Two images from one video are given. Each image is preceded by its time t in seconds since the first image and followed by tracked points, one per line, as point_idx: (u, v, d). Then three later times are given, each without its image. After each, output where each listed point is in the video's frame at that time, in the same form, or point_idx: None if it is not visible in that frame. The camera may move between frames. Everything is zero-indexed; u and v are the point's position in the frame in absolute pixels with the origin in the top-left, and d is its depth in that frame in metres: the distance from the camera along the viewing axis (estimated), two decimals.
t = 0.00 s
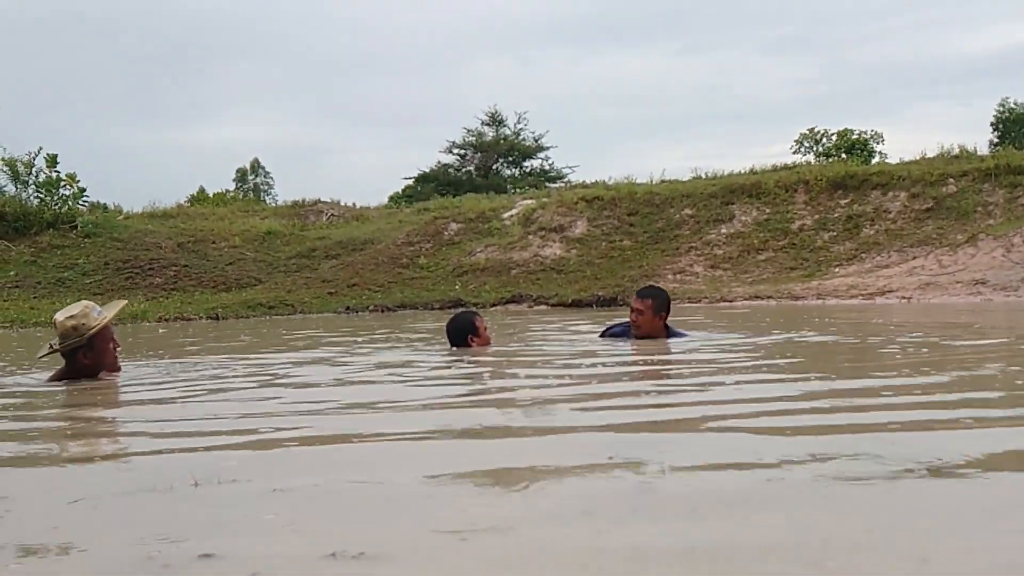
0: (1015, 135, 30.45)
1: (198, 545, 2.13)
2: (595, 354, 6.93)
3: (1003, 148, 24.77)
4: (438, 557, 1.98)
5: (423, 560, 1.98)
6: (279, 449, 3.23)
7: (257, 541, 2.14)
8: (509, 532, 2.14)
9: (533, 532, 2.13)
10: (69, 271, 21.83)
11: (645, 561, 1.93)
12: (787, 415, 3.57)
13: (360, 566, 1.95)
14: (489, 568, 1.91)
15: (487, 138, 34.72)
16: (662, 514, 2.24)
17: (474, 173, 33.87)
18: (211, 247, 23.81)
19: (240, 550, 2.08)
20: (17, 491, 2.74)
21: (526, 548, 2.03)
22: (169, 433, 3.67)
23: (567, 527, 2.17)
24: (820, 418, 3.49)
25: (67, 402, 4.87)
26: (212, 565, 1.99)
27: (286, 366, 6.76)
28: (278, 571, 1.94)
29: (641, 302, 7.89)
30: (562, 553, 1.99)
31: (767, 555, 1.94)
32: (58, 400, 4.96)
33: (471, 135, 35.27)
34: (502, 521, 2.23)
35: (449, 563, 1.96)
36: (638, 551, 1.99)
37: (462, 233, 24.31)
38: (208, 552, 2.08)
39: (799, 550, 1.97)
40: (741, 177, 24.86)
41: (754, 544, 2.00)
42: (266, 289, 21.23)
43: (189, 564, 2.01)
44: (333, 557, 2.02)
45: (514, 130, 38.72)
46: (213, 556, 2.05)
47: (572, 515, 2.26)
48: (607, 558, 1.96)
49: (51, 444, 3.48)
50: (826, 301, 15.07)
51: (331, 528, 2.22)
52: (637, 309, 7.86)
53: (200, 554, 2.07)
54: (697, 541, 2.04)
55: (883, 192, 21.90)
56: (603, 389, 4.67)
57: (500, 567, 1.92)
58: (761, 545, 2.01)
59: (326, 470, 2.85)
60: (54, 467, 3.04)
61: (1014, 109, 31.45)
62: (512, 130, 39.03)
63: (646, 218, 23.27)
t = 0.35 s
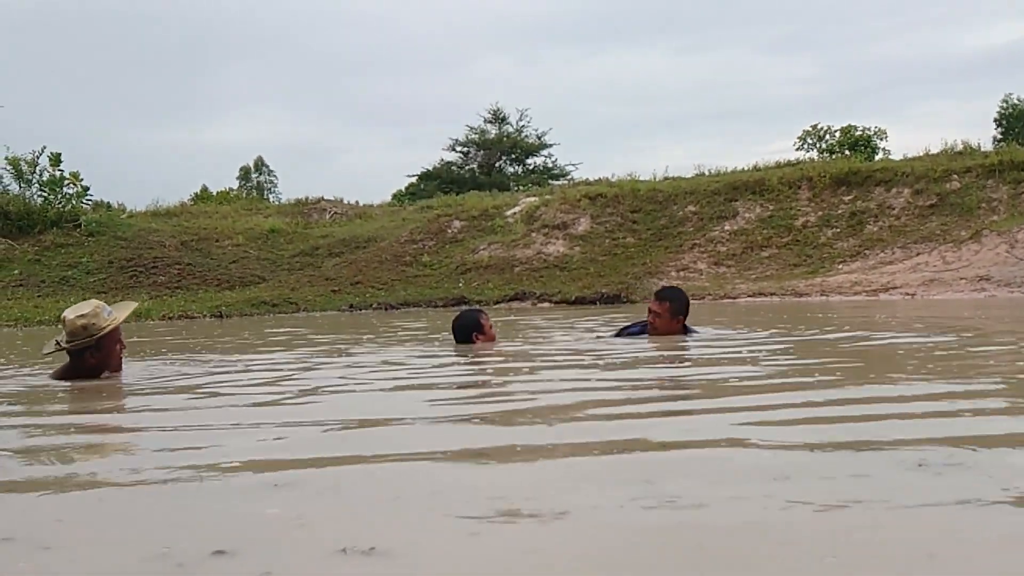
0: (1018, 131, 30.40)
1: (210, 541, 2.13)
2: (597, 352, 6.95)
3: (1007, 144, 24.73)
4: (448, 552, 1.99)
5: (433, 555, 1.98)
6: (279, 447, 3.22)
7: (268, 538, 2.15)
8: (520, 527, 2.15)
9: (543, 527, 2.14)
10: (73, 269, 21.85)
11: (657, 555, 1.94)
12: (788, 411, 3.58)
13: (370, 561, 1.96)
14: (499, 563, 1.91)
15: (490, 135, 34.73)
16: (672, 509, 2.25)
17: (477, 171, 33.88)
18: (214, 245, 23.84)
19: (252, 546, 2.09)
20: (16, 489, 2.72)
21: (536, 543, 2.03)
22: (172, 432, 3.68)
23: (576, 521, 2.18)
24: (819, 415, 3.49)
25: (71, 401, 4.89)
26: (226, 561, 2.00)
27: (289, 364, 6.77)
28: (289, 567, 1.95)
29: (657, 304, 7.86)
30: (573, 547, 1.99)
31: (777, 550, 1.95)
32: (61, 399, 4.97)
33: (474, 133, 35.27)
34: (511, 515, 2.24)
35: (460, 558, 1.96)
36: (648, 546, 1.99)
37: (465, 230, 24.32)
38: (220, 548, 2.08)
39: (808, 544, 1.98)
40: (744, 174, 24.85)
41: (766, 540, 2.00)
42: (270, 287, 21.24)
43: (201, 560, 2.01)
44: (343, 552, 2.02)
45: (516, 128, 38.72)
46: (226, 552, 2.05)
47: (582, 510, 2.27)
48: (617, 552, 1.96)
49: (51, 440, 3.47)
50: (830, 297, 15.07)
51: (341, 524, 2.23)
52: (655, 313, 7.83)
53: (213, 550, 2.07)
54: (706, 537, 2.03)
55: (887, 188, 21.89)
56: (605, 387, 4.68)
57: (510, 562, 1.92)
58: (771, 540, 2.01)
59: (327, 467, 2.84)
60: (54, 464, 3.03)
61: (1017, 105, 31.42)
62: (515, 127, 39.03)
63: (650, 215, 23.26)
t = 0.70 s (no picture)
0: None
1: (219, 535, 2.14)
2: (602, 349, 6.95)
3: (1013, 142, 24.67)
4: (457, 548, 1.99)
5: (443, 550, 1.98)
6: (277, 444, 3.22)
7: (277, 532, 2.15)
8: (528, 523, 2.14)
9: (552, 524, 2.13)
10: (77, 265, 21.89)
11: (667, 551, 1.93)
12: (793, 408, 3.57)
13: (380, 557, 1.96)
14: (508, 559, 1.91)
15: (495, 131, 34.72)
16: (682, 504, 2.24)
17: (482, 167, 33.87)
18: (219, 241, 23.85)
19: (262, 541, 2.09)
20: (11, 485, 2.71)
21: (545, 539, 2.02)
22: (177, 429, 3.68)
23: (585, 517, 2.17)
24: (823, 413, 3.48)
25: (75, 397, 4.89)
26: (236, 556, 2.00)
27: (294, 360, 6.77)
28: (299, 563, 1.94)
29: (675, 302, 7.85)
30: (582, 543, 1.99)
31: (788, 545, 1.94)
32: (66, 395, 4.97)
33: (479, 129, 35.26)
34: (519, 511, 2.23)
35: (468, 550, 1.97)
36: (658, 542, 1.98)
37: (470, 227, 24.32)
38: (230, 542, 2.08)
39: (818, 540, 1.97)
40: (749, 171, 24.81)
41: (776, 535, 2.00)
42: (274, 283, 21.25)
43: (210, 555, 2.01)
44: (352, 547, 2.02)
45: (521, 124, 38.70)
46: (236, 547, 2.05)
47: (591, 505, 2.26)
48: (628, 549, 1.95)
49: (57, 437, 3.48)
50: (835, 294, 15.05)
51: (350, 519, 2.22)
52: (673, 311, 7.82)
53: (224, 545, 2.07)
54: (716, 532, 2.03)
55: (892, 185, 21.86)
56: (610, 384, 4.68)
57: (520, 559, 1.91)
58: (781, 535, 2.00)
59: (333, 464, 2.83)
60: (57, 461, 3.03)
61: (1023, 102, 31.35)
62: (520, 123, 39.00)
63: (654, 212, 23.24)
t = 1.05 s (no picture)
0: None
1: (235, 530, 2.15)
2: (607, 343, 6.95)
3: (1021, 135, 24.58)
4: (473, 541, 1.99)
5: (460, 544, 1.98)
6: (278, 438, 3.22)
7: (291, 526, 2.15)
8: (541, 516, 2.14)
9: (566, 516, 2.13)
10: (85, 260, 21.95)
11: (683, 543, 1.93)
12: (796, 402, 3.58)
13: (399, 551, 1.96)
14: (526, 552, 1.91)
15: (501, 125, 34.70)
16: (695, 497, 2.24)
17: (488, 161, 33.86)
18: (226, 235, 23.88)
19: (278, 536, 2.10)
20: (14, 483, 2.71)
21: (561, 532, 2.03)
22: (182, 422, 3.69)
23: (599, 509, 2.18)
24: (829, 407, 3.47)
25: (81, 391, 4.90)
26: (254, 551, 2.01)
27: (300, 354, 6.78)
28: (316, 556, 1.95)
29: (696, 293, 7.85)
30: (597, 536, 1.99)
31: (803, 536, 1.94)
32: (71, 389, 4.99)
33: (485, 123, 35.24)
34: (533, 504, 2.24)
35: (482, 544, 1.97)
36: (673, 533, 1.99)
37: (476, 221, 24.32)
38: (247, 537, 2.09)
39: (832, 531, 1.97)
40: (756, 165, 24.76)
41: (790, 528, 2.00)
42: (281, 277, 21.27)
43: (228, 550, 2.02)
44: (369, 542, 2.03)
45: (527, 119, 38.68)
46: (254, 542, 2.06)
47: (603, 498, 2.27)
48: (643, 540, 1.95)
49: (62, 432, 3.48)
50: (842, 289, 15.02)
51: (362, 513, 2.23)
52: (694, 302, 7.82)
53: (241, 539, 2.08)
54: (731, 524, 2.03)
55: (900, 179, 21.82)
56: (613, 377, 4.69)
57: (537, 551, 1.92)
58: (797, 527, 2.00)
59: (337, 458, 2.84)
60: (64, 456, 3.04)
61: None
62: (527, 117, 38.96)
63: (661, 206, 23.22)
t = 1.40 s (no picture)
0: None
1: (248, 518, 2.15)
2: (613, 337, 6.94)
3: None
4: (487, 528, 1.99)
5: (475, 531, 1.98)
6: (285, 432, 3.23)
7: (304, 515, 2.16)
8: (553, 504, 2.14)
9: (578, 505, 2.13)
10: (92, 257, 22.00)
11: (698, 529, 1.93)
12: (802, 395, 3.57)
13: (413, 539, 1.96)
14: (543, 541, 1.91)
15: (507, 120, 34.67)
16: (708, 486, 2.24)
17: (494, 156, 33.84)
18: (233, 232, 23.90)
19: (292, 524, 2.10)
20: (20, 475, 2.70)
21: (576, 520, 2.03)
22: (190, 418, 3.70)
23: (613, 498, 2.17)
24: (837, 398, 3.46)
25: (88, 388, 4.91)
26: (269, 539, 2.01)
27: (306, 350, 6.79)
28: (330, 544, 1.95)
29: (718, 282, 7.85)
30: (613, 522, 1.99)
31: (819, 522, 1.94)
32: (79, 386, 5.00)
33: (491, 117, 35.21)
34: (546, 494, 2.23)
35: (495, 534, 1.96)
36: (690, 521, 1.98)
37: (483, 215, 24.31)
38: (262, 524, 2.10)
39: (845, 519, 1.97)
40: (762, 158, 24.72)
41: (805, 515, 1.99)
42: (288, 274, 21.29)
43: (243, 538, 2.02)
44: (383, 529, 2.03)
45: (533, 113, 38.65)
46: (268, 529, 2.06)
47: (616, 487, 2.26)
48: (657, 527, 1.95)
49: (72, 429, 3.49)
50: (849, 281, 14.98)
51: (374, 503, 2.23)
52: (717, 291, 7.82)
53: (256, 527, 2.09)
54: (745, 511, 2.03)
55: (907, 171, 21.76)
56: (619, 371, 4.69)
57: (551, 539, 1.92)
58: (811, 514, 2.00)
59: (345, 452, 2.83)
60: (73, 450, 3.05)
61: None
62: (533, 111, 38.93)
63: (668, 200, 23.19)
